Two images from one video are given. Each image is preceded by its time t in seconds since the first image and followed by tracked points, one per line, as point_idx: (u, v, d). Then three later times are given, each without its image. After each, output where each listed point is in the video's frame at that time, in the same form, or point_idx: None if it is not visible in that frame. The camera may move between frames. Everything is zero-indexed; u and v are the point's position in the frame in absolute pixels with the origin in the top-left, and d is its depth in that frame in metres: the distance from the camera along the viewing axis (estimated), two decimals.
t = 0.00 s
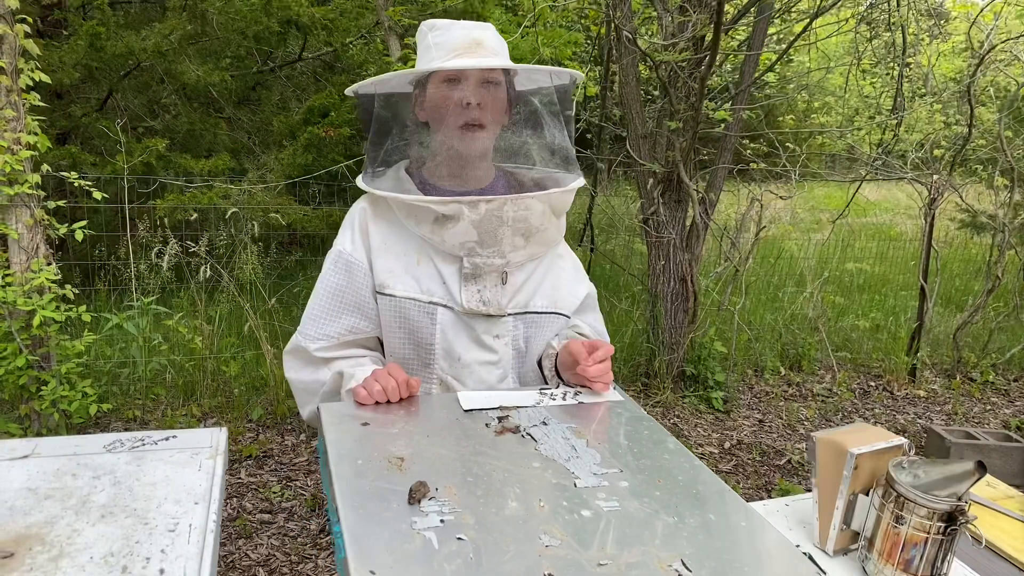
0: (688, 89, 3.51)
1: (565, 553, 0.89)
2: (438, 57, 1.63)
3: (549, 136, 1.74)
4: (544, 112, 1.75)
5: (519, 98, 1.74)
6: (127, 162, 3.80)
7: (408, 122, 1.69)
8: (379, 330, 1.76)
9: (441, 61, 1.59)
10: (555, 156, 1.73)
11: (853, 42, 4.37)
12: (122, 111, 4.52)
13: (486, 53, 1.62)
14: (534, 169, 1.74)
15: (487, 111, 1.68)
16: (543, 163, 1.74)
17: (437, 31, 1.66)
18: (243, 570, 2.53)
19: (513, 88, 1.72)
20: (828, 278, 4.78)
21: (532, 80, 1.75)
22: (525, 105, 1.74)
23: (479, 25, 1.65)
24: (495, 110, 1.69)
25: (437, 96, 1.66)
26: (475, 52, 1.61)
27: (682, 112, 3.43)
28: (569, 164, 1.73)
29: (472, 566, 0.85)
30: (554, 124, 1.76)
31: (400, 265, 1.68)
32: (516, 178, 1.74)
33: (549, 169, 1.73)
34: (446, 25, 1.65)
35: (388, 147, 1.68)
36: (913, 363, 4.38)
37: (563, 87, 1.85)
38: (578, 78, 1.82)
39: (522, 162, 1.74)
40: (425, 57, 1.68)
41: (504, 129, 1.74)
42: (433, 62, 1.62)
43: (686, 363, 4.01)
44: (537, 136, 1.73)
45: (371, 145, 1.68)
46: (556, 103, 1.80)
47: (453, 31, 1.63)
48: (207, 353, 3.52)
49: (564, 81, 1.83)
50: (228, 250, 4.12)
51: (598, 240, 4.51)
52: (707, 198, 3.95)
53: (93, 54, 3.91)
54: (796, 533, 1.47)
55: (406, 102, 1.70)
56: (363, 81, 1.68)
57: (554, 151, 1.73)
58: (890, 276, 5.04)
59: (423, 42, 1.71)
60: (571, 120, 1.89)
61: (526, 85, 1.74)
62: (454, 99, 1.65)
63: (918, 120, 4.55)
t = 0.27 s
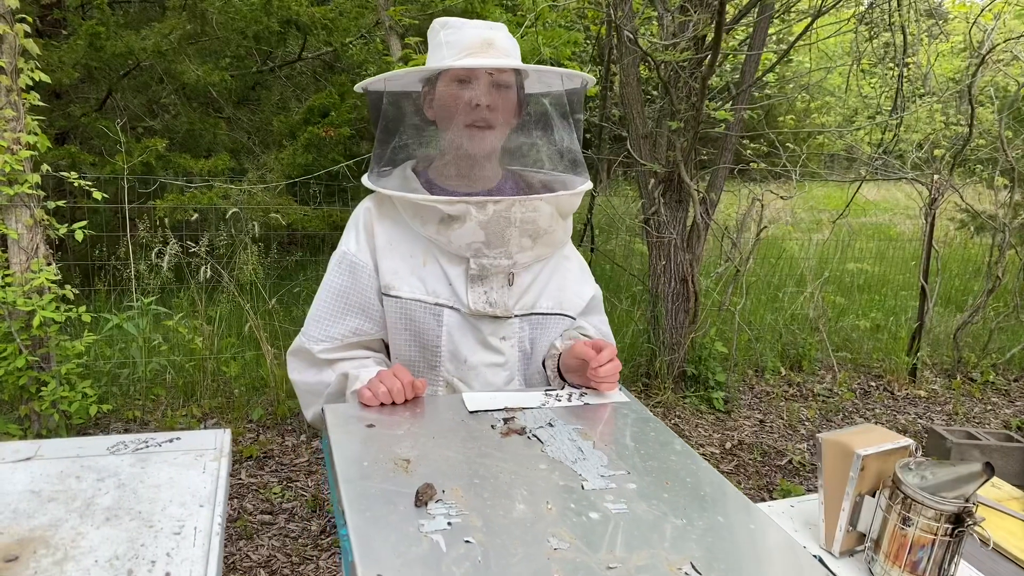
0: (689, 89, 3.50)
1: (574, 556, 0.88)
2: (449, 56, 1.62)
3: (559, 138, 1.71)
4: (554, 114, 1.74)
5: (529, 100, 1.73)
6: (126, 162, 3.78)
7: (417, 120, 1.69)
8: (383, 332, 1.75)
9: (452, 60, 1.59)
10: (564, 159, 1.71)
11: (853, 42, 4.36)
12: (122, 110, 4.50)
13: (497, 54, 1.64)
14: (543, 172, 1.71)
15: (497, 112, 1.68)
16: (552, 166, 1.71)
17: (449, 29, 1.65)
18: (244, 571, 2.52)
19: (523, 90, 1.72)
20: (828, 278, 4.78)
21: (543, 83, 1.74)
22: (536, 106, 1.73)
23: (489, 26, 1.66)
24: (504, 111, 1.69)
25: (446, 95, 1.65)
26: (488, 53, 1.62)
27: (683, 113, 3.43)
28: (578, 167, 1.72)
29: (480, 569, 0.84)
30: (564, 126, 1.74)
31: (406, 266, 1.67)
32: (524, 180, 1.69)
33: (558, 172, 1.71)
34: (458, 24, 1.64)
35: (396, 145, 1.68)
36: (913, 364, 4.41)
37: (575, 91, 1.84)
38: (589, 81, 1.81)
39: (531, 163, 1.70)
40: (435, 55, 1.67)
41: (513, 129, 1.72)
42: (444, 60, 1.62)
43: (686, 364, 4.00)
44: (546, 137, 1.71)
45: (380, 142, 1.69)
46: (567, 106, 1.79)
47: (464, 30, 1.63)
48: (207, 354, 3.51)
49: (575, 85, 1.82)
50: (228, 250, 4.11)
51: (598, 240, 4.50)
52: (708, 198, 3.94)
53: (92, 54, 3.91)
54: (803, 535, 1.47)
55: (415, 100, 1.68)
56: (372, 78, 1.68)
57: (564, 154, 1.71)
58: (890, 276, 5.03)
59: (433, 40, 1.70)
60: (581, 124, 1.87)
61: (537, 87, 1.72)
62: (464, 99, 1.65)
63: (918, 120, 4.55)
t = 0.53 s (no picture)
0: (688, 89, 3.50)
1: (575, 556, 0.88)
2: (453, 53, 1.62)
3: (563, 138, 1.72)
4: (560, 114, 1.74)
5: (535, 100, 1.73)
6: (124, 161, 3.77)
7: (421, 118, 1.68)
8: (383, 332, 1.75)
9: (458, 58, 1.59)
10: (568, 159, 1.72)
11: (850, 42, 4.36)
12: (119, 110, 4.48)
13: (502, 52, 1.63)
14: (547, 172, 1.71)
15: (502, 111, 1.67)
16: (555, 166, 1.71)
17: (454, 27, 1.66)
18: (242, 572, 2.52)
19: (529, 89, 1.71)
20: (826, 278, 4.78)
21: (548, 82, 1.73)
22: (542, 106, 1.73)
23: (494, 25, 1.67)
24: (510, 110, 1.69)
25: (451, 93, 1.65)
26: (492, 51, 1.62)
27: (682, 112, 3.43)
28: (581, 168, 1.73)
29: (482, 570, 0.84)
30: (569, 126, 1.75)
31: (407, 266, 1.67)
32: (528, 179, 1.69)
33: (561, 172, 1.71)
34: (463, 22, 1.65)
35: (399, 143, 1.67)
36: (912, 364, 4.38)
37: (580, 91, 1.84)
38: (594, 82, 1.82)
39: (535, 163, 1.70)
40: (439, 53, 1.67)
41: (519, 127, 1.71)
42: (449, 58, 1.62)
43: (685, 363, 4.00)
44: (552, 136, 1.71)
45: (382, 140, 1.69)
46: (572, 106, 1.79)
47: (469, 28, 1.64)
48: (205, 354, 3.49)
49: (581, 85, 1.82)
50: (225, 250, 4.10)
51: (597, 240, 4.50)
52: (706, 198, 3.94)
53: (89, 53, 3.90)
54: (804, 534, 1.47)
55: (420, 97, 1.67)
56: (377, 75, 1.67)
57: (568, 154, 1.71)
58: (887, 276, 5.04)
59: (437, 38, 1.70)
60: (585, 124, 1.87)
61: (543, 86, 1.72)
62: (470, 97, 1.64)
63: (916, 120, 4.55)
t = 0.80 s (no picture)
0: (684, 89, 3.50)
1: (572, 557, 0.88)
2: (449, 54, 1.62)
3: (560, 139, 1.72)
4: (557, 115, 1.74)
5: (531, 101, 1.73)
6: (119, 162, 3.76)
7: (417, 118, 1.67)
8: (377, 334, 1.74)
9: (454, 59, 1.59)
10: (564, 160, 1.71)
11: (846, 42, 4.37)
12: (114, 110, 4.46)
13: (498, 53, 1.63)
14: (543, 173, 1.70)
15: (498, 112, 1.67)
16: (552, 167, 1.71)
17: (449, 27, 1.65)
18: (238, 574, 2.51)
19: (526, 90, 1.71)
20: (822, 278, 4.79)
21: (545, 83, 1.73)
22: (539, 107, 1.72)
23: (489, 26, 1.66)
24: (506, 111, 1.69)
25: (448, 94, 1.64)
26: (488, 52, 1.62)
27: (678, 112, 3.43)
28: (577, 169, 1.72)
29: (478, 572, 0.84)
30: (565, 127, 1.75)
31: (403, 267, 1.66)
32: (524, 181, 1.68)
33: (558, 173, 1.71)
34: (459, 21, 1.64)
35: (395, 144, 1.67)
36: (908, 363, 4.39)
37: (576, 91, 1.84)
38: (590, 83, 1.82)
39: (531, 164, 1.70)
40: (435, 53, 1.66)
41: (515, 129, 1.71)
42: (446, 58, 1.61)
43: (681, 363, 4.00)
44: (549, 138, 1.71)
45: (378, 140, 1.68)
46: (568, 108, 1.79)
47: (465, 28, 1.63)
48: (200, 354, 3.48)
49: (577, 86, 1.82)
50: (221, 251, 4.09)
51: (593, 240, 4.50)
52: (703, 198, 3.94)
53: (84, 53, 3.88)
54: (801, 534, 1.47)
55: (415, 97, 1.66)
56: (373, 75, 1.65)
57: (564, 155, 1.71)
58: (883, 276, 5.05)
59: (432, 38, 1.70)
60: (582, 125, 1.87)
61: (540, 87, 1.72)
62: (467, 98, 1.64)
63: (912, 121, 4.56)
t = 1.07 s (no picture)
0: (682, 88, 3.50)
1: (570, 558, 0.88)
2: (444, 52, 1.61)
3: (556, 139, 1.71)
4: (553, 115, 1.74)
5: (526, 100, 1.72)
6: (116, 161, 3.75)
7: (412, 118, 1.67)
8: (372, 334, 1.74)
9: (449, 58, 1.58)
10: (560, 160, 1.71)
11: (843, 41, 4.37)
12: (111, 109, 4.45)
13: (494, 52, 1.62)
14: (539, 172, 1.70)
15: (494, 111, 1.67)
16: (548, 166, 1.70)
17: (445, 26, 1.65)
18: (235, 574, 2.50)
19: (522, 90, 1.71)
20: (820, 277, 4.80)
21: (541, 82, 1.73)
22: (534, 107, 1.72)
23: (486, 25, 1.65)
24: (502, 111, 1.68)
25: (443, 93, 1.64)
26: (484, 51, 1.61)
27: (675, 112, 3.43)
28: (573, 168, 1.72)
29: (475, 572, 0.83)
30: (561, 126, 1.75)
31: (397, 267, 1.66)
32: (519, 180, 1.69)
33: (554, 173, 1.70)
34: (455, 20, 1.64)
35: (390, 142, 1.66)
36: (904, 363, 4.44)
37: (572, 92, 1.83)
38: (586, 84, 1.81)
39: (526, 164, 1.70)
40: (431, 52, 1.66)
41: (511, 129, 1.70)
42: (441, 57, 1.61)
43: (679, 362, 4.00)
44: (545, 138, 1.71)
45: (372, 139, 1.67)
46: (564, 107, 1.78)
47: (461, 27, 1.63)
48: (197, 354, 3.47)
49: (573, 86, 1.81)
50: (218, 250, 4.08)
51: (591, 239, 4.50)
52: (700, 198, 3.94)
53: (81, 52, 3.87)
54: (799, 534, 1.47)
55: (411, 96, 1.67)
56: (368, 73, 1.65)
57: (560, 155, 1.71)
58: (881, 275, 5.05)
59: (429, 36, 1.69)
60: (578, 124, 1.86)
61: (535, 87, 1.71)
62: (463, 98, 1.63)
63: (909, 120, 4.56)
